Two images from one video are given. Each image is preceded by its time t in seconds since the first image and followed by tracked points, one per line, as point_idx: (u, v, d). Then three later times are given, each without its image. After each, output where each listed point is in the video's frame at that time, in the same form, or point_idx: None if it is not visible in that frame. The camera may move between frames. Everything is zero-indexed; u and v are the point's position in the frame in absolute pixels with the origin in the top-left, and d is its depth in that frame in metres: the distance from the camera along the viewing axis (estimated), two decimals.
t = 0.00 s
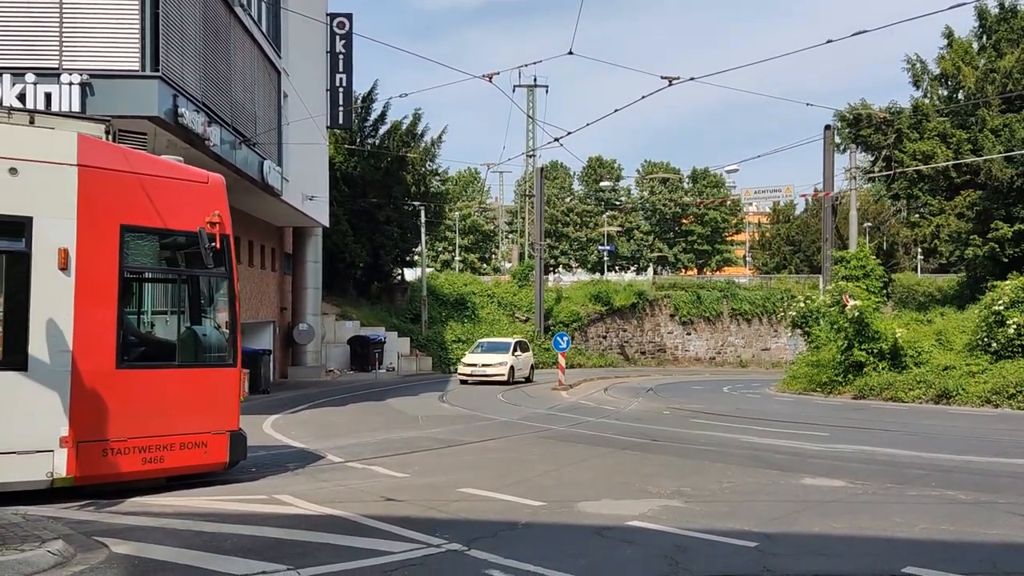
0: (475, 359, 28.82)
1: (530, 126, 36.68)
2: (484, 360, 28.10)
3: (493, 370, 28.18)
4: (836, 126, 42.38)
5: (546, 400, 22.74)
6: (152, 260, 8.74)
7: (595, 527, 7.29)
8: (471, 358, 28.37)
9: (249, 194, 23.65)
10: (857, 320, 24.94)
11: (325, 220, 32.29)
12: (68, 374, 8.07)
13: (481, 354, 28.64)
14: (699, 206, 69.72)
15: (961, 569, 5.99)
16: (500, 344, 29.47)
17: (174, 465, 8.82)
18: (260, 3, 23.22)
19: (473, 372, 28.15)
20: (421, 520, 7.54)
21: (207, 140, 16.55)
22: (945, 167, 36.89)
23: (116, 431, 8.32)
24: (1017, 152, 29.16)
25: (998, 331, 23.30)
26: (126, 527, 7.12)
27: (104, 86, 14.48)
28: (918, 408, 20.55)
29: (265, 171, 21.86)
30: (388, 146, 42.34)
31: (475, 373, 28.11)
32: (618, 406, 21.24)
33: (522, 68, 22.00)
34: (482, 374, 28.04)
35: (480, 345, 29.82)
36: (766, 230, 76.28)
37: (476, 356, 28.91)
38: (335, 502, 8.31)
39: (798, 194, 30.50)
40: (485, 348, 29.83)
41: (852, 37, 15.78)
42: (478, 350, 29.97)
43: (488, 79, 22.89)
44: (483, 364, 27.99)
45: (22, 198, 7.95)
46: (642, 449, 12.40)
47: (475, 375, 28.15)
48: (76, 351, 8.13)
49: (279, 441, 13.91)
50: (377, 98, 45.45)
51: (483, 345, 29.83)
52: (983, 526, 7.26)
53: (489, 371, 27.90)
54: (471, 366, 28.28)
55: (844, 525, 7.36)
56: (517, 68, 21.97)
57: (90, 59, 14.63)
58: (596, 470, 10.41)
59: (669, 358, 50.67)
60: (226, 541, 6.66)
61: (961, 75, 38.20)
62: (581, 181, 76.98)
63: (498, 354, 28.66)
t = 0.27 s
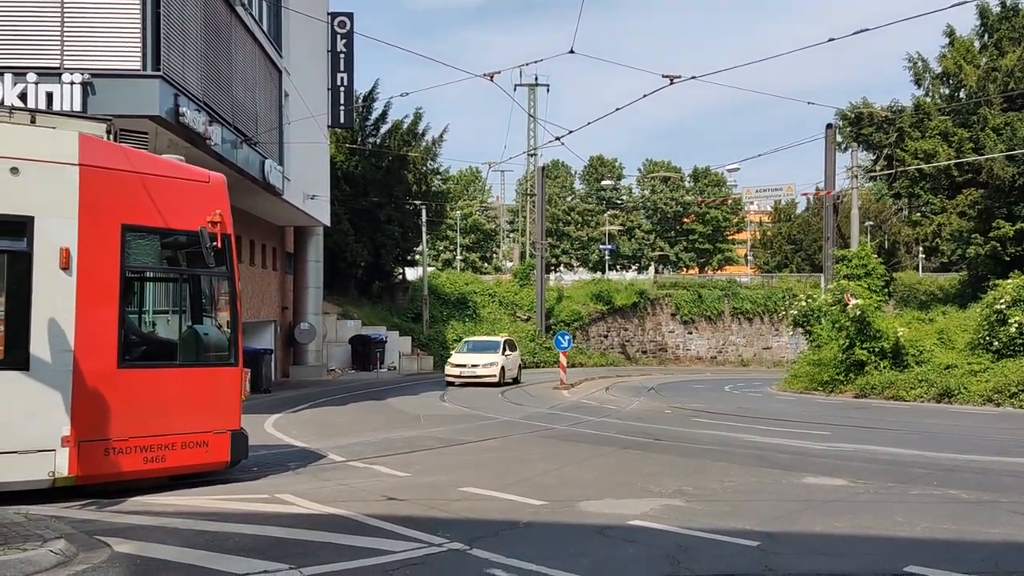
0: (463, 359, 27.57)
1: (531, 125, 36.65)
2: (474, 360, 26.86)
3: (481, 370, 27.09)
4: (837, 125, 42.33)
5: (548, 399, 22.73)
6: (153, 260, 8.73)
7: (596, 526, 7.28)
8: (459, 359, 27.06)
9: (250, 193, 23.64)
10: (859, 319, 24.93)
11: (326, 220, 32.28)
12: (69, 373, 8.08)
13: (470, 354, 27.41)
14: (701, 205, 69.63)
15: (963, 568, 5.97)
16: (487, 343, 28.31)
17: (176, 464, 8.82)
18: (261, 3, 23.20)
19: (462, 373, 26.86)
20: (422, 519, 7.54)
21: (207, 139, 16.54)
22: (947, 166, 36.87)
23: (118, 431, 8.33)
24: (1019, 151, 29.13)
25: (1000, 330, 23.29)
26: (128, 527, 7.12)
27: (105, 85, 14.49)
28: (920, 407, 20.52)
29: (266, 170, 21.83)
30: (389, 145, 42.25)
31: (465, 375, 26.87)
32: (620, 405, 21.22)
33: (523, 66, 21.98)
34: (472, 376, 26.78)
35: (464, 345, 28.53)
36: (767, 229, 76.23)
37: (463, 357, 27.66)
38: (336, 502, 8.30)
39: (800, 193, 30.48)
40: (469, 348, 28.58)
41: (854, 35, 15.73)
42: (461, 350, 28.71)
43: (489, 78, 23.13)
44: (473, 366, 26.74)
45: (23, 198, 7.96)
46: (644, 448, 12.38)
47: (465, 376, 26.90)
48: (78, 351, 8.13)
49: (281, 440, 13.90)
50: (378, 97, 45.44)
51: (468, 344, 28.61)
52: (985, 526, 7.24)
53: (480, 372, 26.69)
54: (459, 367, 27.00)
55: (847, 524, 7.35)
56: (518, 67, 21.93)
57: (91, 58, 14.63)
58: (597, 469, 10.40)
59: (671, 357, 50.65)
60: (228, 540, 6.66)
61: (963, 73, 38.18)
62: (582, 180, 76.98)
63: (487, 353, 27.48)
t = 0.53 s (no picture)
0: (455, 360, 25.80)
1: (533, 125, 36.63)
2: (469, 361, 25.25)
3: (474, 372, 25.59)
4: (840, 124, 42.28)
5: (549, 399, 22.71)
6: (155, 260, 8.73)
7: (599, 526, 7.27)
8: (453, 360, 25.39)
9: (251, 193, 23.65)
10: (861, 318, 24.91)
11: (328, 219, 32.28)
12: (72, 372, 8.08)
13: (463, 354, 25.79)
14: (702, 205, 69.55)
15: (967, 568, 5.96)
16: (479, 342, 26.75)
17: (178, 464, 8.81)
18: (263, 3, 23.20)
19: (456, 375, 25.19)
20: (424, 519, 7.53)
21: (209, 139, 16.55)
22: (949, 166, 36.86)
23: (120, 431, 8.33)
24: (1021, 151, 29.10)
25: (1002, 330, 23.27)
26: (131, 527, 7.12)
27: (107, 85, 14.49)
28: (922, 407, 20.49)
29: (268, 170, 21.84)
30: (391, 145, 42.20)
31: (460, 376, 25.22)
32: (621, 405, 21.21)
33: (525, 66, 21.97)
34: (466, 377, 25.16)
35: (450, 346, 26.88)
36: (769, 229, 76.17)
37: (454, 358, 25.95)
38: (338, 502, 8.29)
39: (802, 193, 30.46)
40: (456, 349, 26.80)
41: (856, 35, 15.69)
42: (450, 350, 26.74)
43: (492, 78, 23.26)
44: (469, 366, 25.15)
45: (25, 197, 7.95)
46: (646, 448, 12.37)
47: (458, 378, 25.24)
48: (80, 351, 8.13)
49: (283, 440, 13.89)
50: (380, 97, 45.45)
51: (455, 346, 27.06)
52: (989, 525, 7.22)
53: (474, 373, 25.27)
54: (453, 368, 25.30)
55: (849, 524, 7.34)
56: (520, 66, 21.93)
57: (93, 57, 14.64)
58: (600, 469, 10.39)
59: (673, 356, 50.62)
60: (230, 540, 6.66)
61: (966, 73, 38.15)
62: (584, 180, 77.02)
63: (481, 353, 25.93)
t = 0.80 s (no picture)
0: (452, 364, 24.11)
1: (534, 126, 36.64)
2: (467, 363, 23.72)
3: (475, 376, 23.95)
4: (841, 124, 42.26)
5: (551, 399, 22.70)
6: (158, 260, 8.75)
7: (600, 526, 7.28)
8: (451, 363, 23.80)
9: (253, 193, 23.66)
10: (863, 318, 24.90)
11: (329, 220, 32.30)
12: (74, 372, 8.09)
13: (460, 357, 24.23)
14: (704, 205, 69.53)
15: (969, 569, 5.96)
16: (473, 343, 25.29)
17: (181, 464, 8.83)
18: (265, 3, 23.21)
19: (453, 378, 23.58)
20: (426, 519, 7.55)
21: (211, 139, 16.56)
22: (951, 166, 36.86)
23: (123, 431, 8.35)
24: None
25: (1004, 330, 23.27)
26: (133, 527, 7.14)
27: (109, 86, 14.48)
28: (924, 407, 20.50)
29: (270, 171, 21.87)
30: (393, 145, 42.19)
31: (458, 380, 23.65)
32: (622, 405, 21.21)
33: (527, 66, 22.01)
34: (464, 380, 23.63)
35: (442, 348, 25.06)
36: (771, 229, 76.22)
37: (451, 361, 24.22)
38: (340, 502, 8.31)
39: (803, 193, 30.47)
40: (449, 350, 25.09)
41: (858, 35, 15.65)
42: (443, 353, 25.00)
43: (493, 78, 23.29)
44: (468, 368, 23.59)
45: (27, 198, 7.95)
46: (647, 448, 12.37)
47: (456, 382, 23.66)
48: (82, 351, 8.14)
49: (284, 440, 13.92)
50: (382, 98, 45.40)
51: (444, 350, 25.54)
52: (991, 525, 7.23)
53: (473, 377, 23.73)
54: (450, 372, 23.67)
55: (851, 524, 7.34)
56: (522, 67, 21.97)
57: (95, 58, 14.65)
58: (601, 469, 10.40)
59: (674, 357, 50.58)
60: (232, 540, 6.68)
61: (967, 72, 38.13)
62: (585, 180, 77.03)
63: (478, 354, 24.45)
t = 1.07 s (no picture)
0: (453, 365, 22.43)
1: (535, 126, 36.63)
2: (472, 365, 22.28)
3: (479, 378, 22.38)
4: (842, 125, 42.26)
5: (551, 399, 22.69)
6: (159, 260, 8.75)
7: (601, 526, 7.28)
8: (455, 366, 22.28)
9: (254, 193, 23.67)
10: (864, 319, 24.88)
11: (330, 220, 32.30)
12: (76, 373, 8.10)
13: (462, 359, 22.73)
14: (704, 205, 69.52)
15: (971, 569, 5.96)
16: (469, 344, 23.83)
17: (182, 464, 8.84)
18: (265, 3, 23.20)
19: (457, 382, 22.01)
20: (427, 519, 7.55)
21: (212, 140, 16.57)
22: (952, 166, 36.85)
23: (124, 432, 8.36)
24: None
25: (1005, 330, 23.26)
26: (135, 527, 7.15)
27: (110, 86, 14.48)
28: (925, 408, 20.48)
29: (271, 171, 21.87)
30: (394, 146, 42.17)
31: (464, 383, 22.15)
32: (624, 405, 21.20)
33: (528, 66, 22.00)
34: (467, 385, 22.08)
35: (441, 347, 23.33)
36: (771, 229, 76.23)
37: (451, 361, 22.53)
38: (341, 502, 8.31)
39: (804, 193, 30.46)
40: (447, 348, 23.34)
41: (859, 34, 15.59)
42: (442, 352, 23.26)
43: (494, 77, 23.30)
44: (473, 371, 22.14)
45: (28, 198, 7.96)
46: (648, 448, 12.37)
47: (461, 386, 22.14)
48: (84, 351, 8.15)
49: (286, 440, 13.94)
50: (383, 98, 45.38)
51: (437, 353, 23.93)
52: (993, 526, 7.23)
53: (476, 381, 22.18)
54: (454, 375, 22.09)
55: (853, 525, 7.34)
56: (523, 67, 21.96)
57: (96, 58, 14.66)
58: (603, 469, 10.41)
59: (675, 357, 50.54)
60: (234, 541, 6.68)
61: (968, 72, 38.11)
62: (586, 180, 77.02)
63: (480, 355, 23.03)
